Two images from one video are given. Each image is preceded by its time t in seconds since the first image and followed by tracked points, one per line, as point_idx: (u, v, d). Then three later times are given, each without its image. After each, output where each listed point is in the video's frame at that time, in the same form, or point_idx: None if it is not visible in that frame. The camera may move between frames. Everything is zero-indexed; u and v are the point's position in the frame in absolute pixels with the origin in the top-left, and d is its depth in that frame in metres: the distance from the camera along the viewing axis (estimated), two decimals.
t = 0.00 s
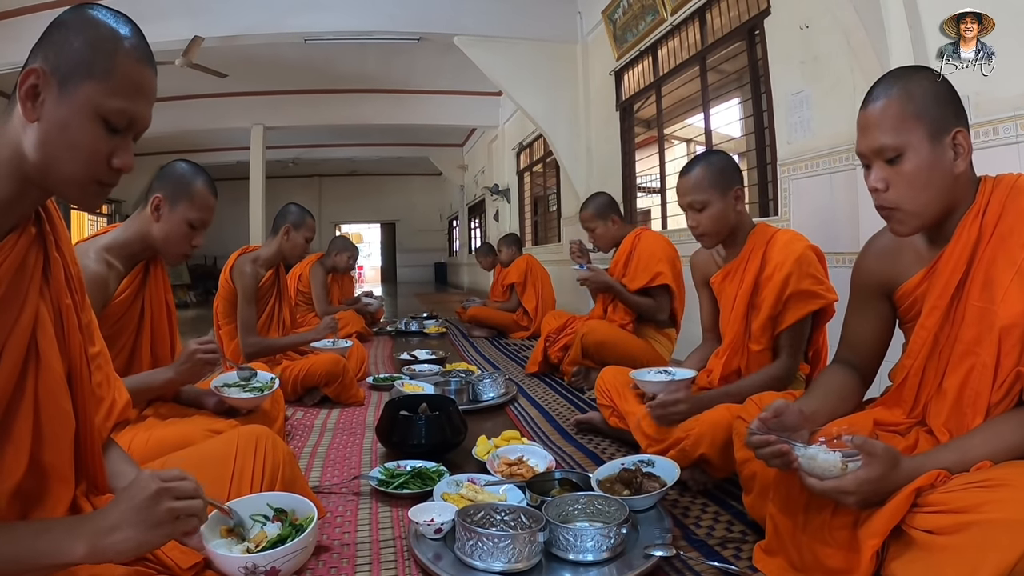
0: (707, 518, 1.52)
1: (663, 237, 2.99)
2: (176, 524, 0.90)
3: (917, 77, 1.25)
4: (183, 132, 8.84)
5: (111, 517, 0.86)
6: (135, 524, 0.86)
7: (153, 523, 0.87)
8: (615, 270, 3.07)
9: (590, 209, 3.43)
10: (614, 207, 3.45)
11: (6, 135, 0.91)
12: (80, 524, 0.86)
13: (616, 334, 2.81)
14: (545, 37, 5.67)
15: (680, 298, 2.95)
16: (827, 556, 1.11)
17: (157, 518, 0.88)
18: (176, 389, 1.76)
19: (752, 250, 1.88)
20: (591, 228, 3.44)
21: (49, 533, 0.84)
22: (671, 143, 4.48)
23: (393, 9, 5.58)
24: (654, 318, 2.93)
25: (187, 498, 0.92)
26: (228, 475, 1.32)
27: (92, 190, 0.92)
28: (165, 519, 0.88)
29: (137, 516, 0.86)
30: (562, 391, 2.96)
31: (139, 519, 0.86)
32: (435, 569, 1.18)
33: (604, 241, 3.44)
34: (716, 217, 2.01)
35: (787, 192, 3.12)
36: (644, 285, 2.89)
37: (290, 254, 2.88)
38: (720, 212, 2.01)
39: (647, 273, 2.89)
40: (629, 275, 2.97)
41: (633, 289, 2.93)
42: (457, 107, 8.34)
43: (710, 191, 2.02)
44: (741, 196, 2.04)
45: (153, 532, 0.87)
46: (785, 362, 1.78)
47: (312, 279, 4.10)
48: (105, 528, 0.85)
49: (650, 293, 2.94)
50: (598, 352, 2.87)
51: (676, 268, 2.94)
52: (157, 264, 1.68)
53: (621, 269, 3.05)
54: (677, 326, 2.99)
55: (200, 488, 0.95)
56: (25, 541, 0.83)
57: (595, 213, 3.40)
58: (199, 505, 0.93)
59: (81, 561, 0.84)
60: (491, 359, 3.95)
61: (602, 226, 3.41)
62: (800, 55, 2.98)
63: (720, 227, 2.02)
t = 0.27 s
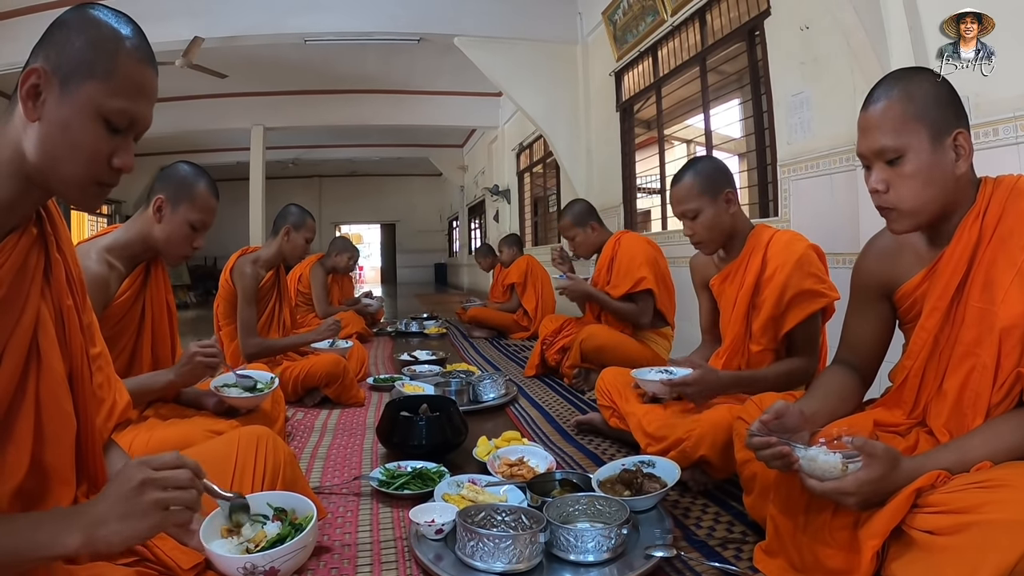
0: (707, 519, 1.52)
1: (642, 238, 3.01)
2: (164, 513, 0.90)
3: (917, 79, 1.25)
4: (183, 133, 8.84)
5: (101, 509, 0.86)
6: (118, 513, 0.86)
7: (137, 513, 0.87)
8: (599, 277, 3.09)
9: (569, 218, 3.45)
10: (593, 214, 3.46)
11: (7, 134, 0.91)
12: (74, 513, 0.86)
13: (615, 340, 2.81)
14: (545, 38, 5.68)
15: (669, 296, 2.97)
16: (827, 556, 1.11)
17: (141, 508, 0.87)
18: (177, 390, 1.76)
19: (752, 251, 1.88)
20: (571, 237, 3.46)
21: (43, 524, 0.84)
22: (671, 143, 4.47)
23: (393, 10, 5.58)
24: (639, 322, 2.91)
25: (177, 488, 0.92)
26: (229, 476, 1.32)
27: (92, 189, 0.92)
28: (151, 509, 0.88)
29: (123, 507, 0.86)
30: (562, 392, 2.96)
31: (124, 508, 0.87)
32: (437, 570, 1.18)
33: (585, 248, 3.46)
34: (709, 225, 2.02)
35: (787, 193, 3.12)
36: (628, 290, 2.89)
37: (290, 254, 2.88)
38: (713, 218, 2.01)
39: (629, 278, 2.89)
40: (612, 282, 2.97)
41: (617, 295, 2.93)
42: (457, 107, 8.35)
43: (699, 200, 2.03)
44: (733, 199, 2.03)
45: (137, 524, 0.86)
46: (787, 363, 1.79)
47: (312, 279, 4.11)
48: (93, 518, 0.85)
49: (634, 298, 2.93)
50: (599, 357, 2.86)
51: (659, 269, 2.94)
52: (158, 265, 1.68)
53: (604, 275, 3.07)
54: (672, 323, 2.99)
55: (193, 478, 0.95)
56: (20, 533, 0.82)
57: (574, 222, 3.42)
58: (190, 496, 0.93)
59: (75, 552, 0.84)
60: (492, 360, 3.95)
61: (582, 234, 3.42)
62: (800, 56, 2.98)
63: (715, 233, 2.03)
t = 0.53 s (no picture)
0: (708, 519, 1.52)
1: (636, 240, 3.01)
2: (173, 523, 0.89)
3: (919, 79, 1.25)
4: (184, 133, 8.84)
5: (110, 513, 0.86)
6: (129, 522, 0.86)
7: (149, 523, 0.87)
8: (593, 282, 3.08)
9: (560, 222, 3.45)
10: (585, 218, 3.46)
11: (5, 134, 0.91)
12: (76, 516, 0.86)
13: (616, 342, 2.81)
14: (545, 38, 5.68)
15: (665, 294, 2.98)
16: (827, 556, 1.11)
17: (152, 518, 0.87)
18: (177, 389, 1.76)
19: (752, 250, 1.88)
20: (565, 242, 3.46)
21: (46, 528, 0.84)
22: (671, 143, 4.47)
23: (393, 10, 5.58)
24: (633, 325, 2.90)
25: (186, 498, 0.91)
26: (229, 477, 1.32)
27: (89, 188, 0.92)
28: (160, 519, 0.88)
29: (133, 514, 0.86)
30: (562, 392, 2.96)
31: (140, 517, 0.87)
32: (437, 570, 1.18)
33: (578, 253, 3.46)
34: (707, 230, 2.02)
35: (788, 192, 3.12)
36: (622, 294, 2.90)
37: (290, 254, 2.88)
38: (711, 223, 2.01)
39: (623, 282, 2.90)
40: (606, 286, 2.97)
41: (612, 300, 2.94)
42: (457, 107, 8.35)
43: (694, 207, 2.03)
44: (728, 201, 2.03)
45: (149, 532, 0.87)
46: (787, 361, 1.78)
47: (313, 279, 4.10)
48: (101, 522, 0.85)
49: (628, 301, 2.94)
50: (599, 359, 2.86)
51: (653, 272, 2.95)
52: (158, 265, 1.68)
53: (599, 279, 3.06)
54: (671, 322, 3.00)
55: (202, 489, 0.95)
56: (28, 533, 0.82)
57: (566, 226, 3.42)
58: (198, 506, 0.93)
59: (82, 554, 0.84)
60: (492, 360, 3.95)
61: (574, 238, 3.42)
62: (800, 56, 2.98)
63: (715, 236, 2.02)
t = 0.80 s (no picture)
0: (708, 519, 1.52)
1: (637, 240, 3.00)
2: (159, 529, 0.90)
3: (921, 81, 1.25)
4: (183, 133, 8.83)
5: (97, 522, 0.86)
6: (116, 530, 0.86)
7: (135, 529, 0.87)
8: (595, 280, 3.07)
9: (561, 223, 3.45)
10: (586, 218, 3.46)
11: (6, 134, 0.91)
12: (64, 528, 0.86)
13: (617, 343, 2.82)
14: (545, 38, 5.68)
15: (666, 295, 2.97)
16: (827, 554, 1.12)
17: (140, 524, 0.88)
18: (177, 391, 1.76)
19: (752, 249, 1.87)
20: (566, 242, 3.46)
21: (26, 534, 0.84)
22: (671, 144, 4.48)
23: (393, 10, 5.58)
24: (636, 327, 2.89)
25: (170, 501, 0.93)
26: (228, 478, 1.32)
27: (90, 188, 0.92)
28: (147, 524, 0.89)
29: (120, 521, 0.86)
30: (562, 392, 2.96)
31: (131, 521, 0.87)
32: (437, 570, 1.18)
33: (579, 253, 3.46)
34: (707, 233, 2.02)
35: (787, 193, 3.12)
36: (623, 295, 2.90)
37: (290, 255, 2.88)
38: (709, 226, 2.01)
39: (624, 283, 2.89)
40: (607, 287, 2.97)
41: (613, 301, 2.93)
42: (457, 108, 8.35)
43: (692, 214, 2.02)
44: (725, 204, 2.03)
45: (136, 538, 0.87)
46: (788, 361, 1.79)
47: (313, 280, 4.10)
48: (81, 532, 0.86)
49: (632, 303, 2.93)
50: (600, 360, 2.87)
51: (654, 272, 2.94)
52: (157, 266, 1.68)
53: (600, 279, 3.05)
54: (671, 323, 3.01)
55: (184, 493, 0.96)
56: (11, 543, 0.82)
57: (567, 226, 3.42)
58: (181, 510, 0.94)
59: (64, 567, 0.84)
60: (492, 360, 3.95)
61: (575, 238, 3.43)
62: (800, 56, 2.98)
63: (714, 240, 2.03)
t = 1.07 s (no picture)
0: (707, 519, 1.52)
1: (638, 241, 2.99)
2: (162, 522, 0.90)
3: (919, 85, 1.25)
4: (183, 134, 8.84)
5: (97, 516, 0.86)
6: (116, 525, 0.86)
7: (138, 523, 0.87)
8: (597, 280, 3.06)
9: (564, 223, 3.45)
10: (589, 218, 3.47)
11: (6, 134, 0.91)
12: (63, 524, 0.86)
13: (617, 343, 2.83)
14: (544, 39, 5.69)
15: (668, 297, 2.98)
16: (827, 554, 1.12)
17: (142, 518, 0.88)
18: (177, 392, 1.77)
19: (754, 250, 1.88)
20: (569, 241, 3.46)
21: (28, 529, 0.85)
22: (671, 144, 4.48)
23: (392, 10, 5.58)
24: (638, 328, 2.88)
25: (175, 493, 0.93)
26: (229, 477, 1.32)
27: (90, 187, 0.92)
28: (151, 518, 0.89)
29: (121, 517, 0.86)
30: (561, 393, 2.96)
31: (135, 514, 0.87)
32: (436, 571, 1.19)
33: (581, 253, 3.46)
34: (708, 236, 2.03)
35: (787, 193, 3.12)
36: (624, 295, 2.90)
37: (290, 256, 2.89)
38: (710, 229, 2.02)
39: (626, 283, 2.89)
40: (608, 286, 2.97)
41: (613, 301, 2.93)
42: (457, 108, 8.36)
43: (693, 216, 2.02)
44: (726, 206, 2.03)
45: (136, 531, 0.87)
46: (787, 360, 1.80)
47: (314, 281, 4.10)
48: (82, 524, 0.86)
49: (634, 304, 2.92)
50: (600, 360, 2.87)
51: (655, 272, 2.94)
52: (157, 267, 1.68)
53: (602, 279, 3.05)
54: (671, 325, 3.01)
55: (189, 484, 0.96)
56: (13, 537, 0.83)
57: (570, 226, 3.43)
58: (185, 501, 0.94)
59: (67, 560, 0.84)
60: (492, 361, 3.95)
61: (577, 238, 3.43)
62: (800, 57, 2.98)
63: (715, 242, 2.04)
